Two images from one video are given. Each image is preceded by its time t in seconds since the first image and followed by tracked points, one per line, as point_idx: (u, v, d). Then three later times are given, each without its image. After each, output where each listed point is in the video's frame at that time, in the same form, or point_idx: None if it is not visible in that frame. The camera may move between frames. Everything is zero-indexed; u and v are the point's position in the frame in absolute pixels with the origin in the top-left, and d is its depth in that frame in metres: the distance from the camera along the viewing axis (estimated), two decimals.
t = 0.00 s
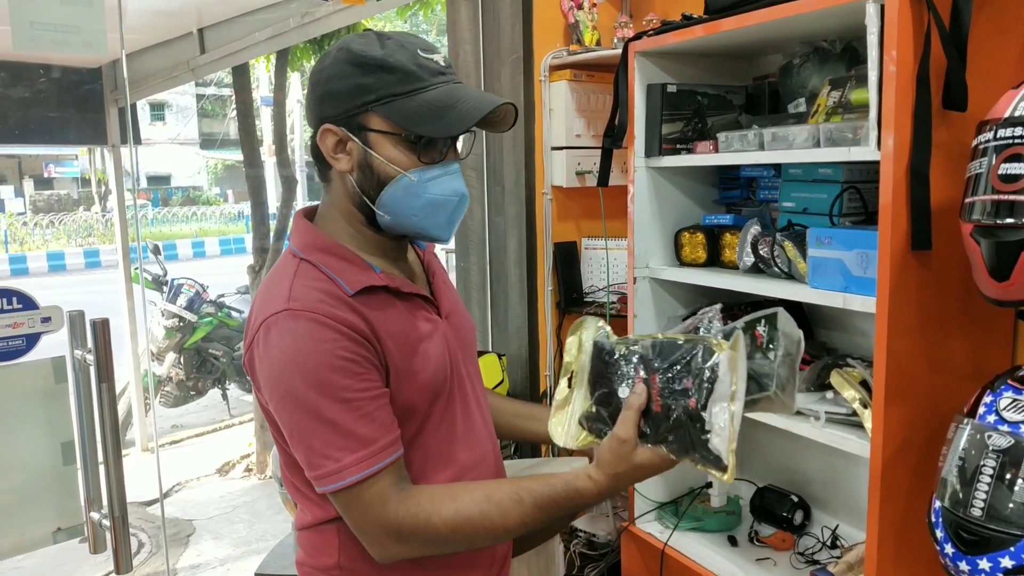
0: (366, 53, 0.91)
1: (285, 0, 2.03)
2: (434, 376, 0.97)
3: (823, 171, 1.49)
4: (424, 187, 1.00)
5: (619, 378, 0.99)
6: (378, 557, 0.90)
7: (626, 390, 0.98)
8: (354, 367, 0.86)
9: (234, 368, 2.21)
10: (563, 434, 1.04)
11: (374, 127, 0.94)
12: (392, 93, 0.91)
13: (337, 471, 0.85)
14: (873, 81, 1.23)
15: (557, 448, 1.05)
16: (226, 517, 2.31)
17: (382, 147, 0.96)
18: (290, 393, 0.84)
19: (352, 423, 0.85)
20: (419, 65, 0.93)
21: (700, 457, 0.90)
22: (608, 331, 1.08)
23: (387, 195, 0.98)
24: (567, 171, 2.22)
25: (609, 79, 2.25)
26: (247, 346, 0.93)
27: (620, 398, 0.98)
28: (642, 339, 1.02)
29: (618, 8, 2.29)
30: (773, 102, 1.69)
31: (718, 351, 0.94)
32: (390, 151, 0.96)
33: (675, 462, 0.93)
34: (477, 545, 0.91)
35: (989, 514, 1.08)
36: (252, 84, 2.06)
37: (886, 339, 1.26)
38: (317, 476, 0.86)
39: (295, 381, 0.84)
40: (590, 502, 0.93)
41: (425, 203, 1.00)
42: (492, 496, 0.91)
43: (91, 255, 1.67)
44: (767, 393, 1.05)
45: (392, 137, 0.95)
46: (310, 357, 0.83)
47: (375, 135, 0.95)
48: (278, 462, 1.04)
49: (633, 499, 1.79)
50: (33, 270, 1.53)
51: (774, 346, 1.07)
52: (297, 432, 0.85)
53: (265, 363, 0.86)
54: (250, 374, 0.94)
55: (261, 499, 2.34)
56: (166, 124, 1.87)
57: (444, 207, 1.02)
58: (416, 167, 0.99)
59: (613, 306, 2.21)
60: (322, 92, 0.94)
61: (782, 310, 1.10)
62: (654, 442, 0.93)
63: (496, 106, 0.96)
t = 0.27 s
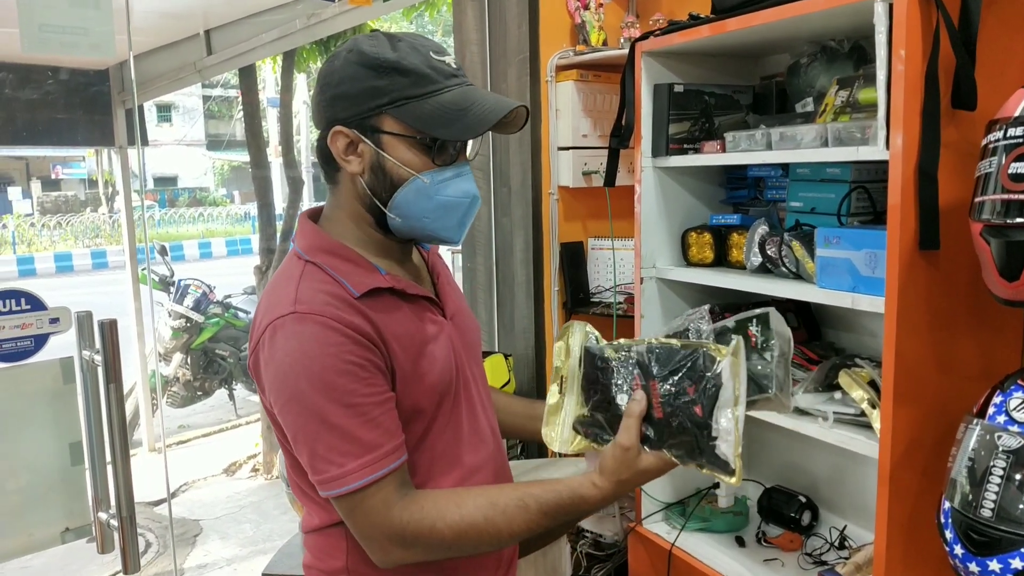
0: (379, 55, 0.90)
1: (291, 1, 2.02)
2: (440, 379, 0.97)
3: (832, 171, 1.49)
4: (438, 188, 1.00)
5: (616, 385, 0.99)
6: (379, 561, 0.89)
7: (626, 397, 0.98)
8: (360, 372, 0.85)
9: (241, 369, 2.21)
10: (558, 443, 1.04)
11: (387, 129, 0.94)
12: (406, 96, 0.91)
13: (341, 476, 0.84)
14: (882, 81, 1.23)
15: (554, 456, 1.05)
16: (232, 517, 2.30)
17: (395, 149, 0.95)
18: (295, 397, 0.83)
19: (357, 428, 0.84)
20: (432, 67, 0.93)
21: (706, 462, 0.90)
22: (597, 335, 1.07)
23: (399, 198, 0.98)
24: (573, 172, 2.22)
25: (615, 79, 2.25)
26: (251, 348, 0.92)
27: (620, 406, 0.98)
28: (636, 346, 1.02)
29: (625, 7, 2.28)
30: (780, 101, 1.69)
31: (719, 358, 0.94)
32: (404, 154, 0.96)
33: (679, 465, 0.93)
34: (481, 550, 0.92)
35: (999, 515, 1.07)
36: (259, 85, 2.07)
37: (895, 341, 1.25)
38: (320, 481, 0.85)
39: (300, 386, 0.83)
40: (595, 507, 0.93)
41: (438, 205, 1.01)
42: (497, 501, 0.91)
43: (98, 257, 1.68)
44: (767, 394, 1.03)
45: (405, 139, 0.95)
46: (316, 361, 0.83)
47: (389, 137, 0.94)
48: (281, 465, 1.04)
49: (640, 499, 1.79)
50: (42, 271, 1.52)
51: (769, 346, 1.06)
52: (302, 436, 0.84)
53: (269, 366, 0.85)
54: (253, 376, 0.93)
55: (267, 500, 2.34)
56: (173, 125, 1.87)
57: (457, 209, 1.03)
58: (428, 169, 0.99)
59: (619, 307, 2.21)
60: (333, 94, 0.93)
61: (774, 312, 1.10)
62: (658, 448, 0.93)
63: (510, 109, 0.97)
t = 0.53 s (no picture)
0: (379, 58, 0.90)
1: (292, 4, 2.03)
2: (439, 384, 0.97)
3: (832, 173, 1.49)
4: (437, 192, 1.00)
5: (604, 394, 0.97)
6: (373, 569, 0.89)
7: (615, 406, 0.95)
8: (358, 378, 0.85)
9: (242, 371, 2.22)
10: (552, 458, 0.99)
11: (387, 133, 0.94)
12: (406, 99, 0.91)
13: (337, 483, 0.84)
14: (883, 83, 1.23)
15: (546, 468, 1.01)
16: (232, 520, 2.31)
17: (394, 153, 0.95)
18: (293, 403, 0.83)
19: (354, 435, 0.84)
20: (432, 71, 0.93)
21: (701, 464, 0.89)
22: (580, 346, 1.02)
23: (397, 201, 0.98)
24: (574, 174, 2.22)
25: (617, 82, 2.25)
26: (248, 352, 0.92)
27: (610, 415, 0.95)
28: (621, 353, 0.99)
29: (626, 10, 2.28)
30: (781, 103, 1.69)
31: (705, 358, 0.92)
32: (403, 157, 0.96)
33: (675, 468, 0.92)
34: (477, 558, 0.92)
35: (1001, 518, 1.07)
36: (261, 88, 2.06)
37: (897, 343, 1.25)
38: (316, 488, 0.85)
39: (298, 392, 0.83)
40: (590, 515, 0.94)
41: (436, 208, 1.01)
42: (493, 510, 0.91)
43: (99, 259, 1.69)
44: (756, 392, 0.96)
45: (404, 143, 0.95)
46: (314, 367, 0.83)
47: (388, 140, 0.94)
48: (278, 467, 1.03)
49: (641, 502, 1.78)
50: (43, 274, 1.53)
51: (752, 344, 0.99)
52: (299, 443, 0.84)
53: (267, 371, 0.85)
54: (251, 380, 0.93)
55: (268, 502, 2.35)
56: (174, 128, 1.87)
57: (454, 213, 1.03)
58: (427, 172, 0.99)
59: (621, 309, 2.21)
60: (332, 97, 0.93)
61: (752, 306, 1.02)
62: (651, 453, 0.92)
63: (512, 114, 0.97)
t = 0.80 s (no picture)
0: (362, 61, 0.90)
1: (290, 5, 2.03)
2: (426, 385, 0.97)
3: (829, 173, 1.49)
4: (421, 196, 1.00)
5: (594, 395, 1.00)
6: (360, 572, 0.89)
7: (605, 407, 0.98)
8: (345, 381, 0.85)
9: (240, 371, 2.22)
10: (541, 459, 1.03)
11: (370, 136, 0.94)
12: (388, 102, 0.91)
13: (324, 487, 0.84)
14: (880, 82, 1.23)
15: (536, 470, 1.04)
16: (231, 521, 2.32)
17: (377, 156, 0.95)
18: (279, 407, 0.83)
19: (339, 438, 0.84)
20: (415, 73, 0.93)
21: (690, 464, 0.91)
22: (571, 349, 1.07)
23: (382, 205, 0.98)
24: (572, 175, 2.22)
25: (614, 82, 2.25)
26: (234, 356, 0.92)
27: (600, 415, 0.98)
28: (611, 355, 1.03)
29: (623, 10, 2.29)
30: (778, 103, 1.69)
31: (694, 359, 0.96)
32: (386, 160, 0.96)
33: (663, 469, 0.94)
34: (467, 561, 0.91)
35: (998, 516, 1.07)
36: (258, 89, 2.06)
37: (893, 343, 1.25)
38: (302, 492, 0.85)
39: (283, 396, 0.83)
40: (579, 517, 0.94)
41: (420, 211, 1.01)
42: (482, 511, 0.91)
43: (97, 260, 1.67)
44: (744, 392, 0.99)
45: (387, 146, 0.95)
46: (299, 371, 0.82)
47: (371, 143, 0.94)
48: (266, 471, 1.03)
49: (639, 502, 1.78)
50: (41, 276, 1.53)
51: (741, 345, 1.02)
52: (285, 447, 0.84)
53: (252, 375, 0.85)
54: (236, 384, 0.93)
55: (267, 503, 2.36)
56: (172, 129, 1.87)
57: (440, 216, 1.03)
58: (411, 175, 0.99)
59: (618, 309, 2.22)
60: (315, 99, 0.93)
61: (741, 309, 1.06)
62: (641, 453, 0.94)
63: (496, 116, 0.97)
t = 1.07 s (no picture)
0: (329, 59, 0.90)
1: (288, 4, 2.03)
2: (407, 387, 0.97)
3: (827, 173, 1.49)
4: (398, 194, 1.00)
5: (579, 397, 0.94)
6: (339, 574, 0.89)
7: (589, 411, 0.93)
8: (324, 386, 0.85)
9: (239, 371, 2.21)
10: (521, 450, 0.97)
11: (342, 135, 0.94)
12: (358, 99, 0.91)
13: (301, 493, 0.84)
14: (877, 82, 1.23)
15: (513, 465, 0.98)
16: (229, 521, 2.31)
17: (351, 155, 0.95)
18: (256, 413, 0.83)
19: (317, 443, 0.84)
20: (384, 69, 0.93)
21: (672, 479, 0.88)
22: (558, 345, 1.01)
23: (358, 205, 0.98)
24: (570, 174, 2.22)
25: (612, 82, 2.25)
26: (212, 359, 0.92)
27: (583, 420, 0.93)
28: (600, 359, 0.97)
29: (621, 10, 2.29)
30: (776, 103, 1.69)
31: (686, 373, 0.91)
32: (360, 158, 0.96)
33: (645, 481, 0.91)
34: (445, 566, 0.90)
35: (996, 516, 1.07)
36: (256, 88, 2.05)
37: (889, 343, 1.25)
38: (281, 497, 0.85)
39: (260, 400, 0.82)
40: (558, 522, 0.92)
41: (398, 209, 1.01)
42: (459, 517, 0.90)
43: (95, 260, 1.67)
44: (737, 405, 1.03)
45: (359, 143, 0.95)
46: (277, 375, 0.82)
47: (344, 142, 0.94)
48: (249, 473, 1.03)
49: (638, 502, 1.78)
50: (39, 276, 1.53)
51: (737, 357, 1.05)
52: (263, 453, 0.84)
53: (229, 379, 0.85)
54: (215, 388, 0.93)
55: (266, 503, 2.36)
56: (171, 129, 1.88)
57: (417, 214, 1.04)
58: (387, 174, 0.99)
59: (616, 309, 2.23)
60: (287, 100, 0.93)
61: (739, 322, 1.08)
62: (623, 461, 0.90)
63: (468, 109, 0.97)
